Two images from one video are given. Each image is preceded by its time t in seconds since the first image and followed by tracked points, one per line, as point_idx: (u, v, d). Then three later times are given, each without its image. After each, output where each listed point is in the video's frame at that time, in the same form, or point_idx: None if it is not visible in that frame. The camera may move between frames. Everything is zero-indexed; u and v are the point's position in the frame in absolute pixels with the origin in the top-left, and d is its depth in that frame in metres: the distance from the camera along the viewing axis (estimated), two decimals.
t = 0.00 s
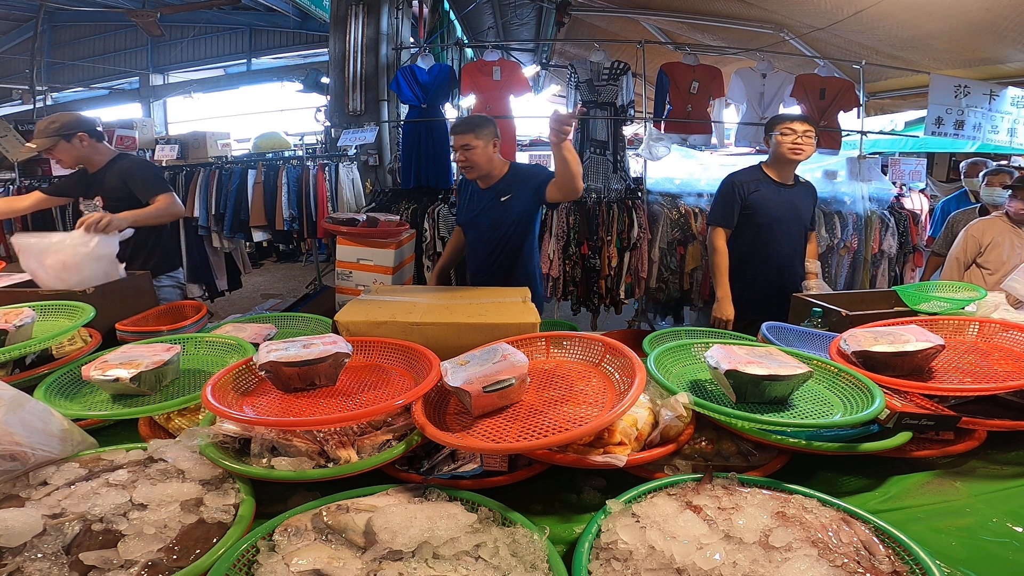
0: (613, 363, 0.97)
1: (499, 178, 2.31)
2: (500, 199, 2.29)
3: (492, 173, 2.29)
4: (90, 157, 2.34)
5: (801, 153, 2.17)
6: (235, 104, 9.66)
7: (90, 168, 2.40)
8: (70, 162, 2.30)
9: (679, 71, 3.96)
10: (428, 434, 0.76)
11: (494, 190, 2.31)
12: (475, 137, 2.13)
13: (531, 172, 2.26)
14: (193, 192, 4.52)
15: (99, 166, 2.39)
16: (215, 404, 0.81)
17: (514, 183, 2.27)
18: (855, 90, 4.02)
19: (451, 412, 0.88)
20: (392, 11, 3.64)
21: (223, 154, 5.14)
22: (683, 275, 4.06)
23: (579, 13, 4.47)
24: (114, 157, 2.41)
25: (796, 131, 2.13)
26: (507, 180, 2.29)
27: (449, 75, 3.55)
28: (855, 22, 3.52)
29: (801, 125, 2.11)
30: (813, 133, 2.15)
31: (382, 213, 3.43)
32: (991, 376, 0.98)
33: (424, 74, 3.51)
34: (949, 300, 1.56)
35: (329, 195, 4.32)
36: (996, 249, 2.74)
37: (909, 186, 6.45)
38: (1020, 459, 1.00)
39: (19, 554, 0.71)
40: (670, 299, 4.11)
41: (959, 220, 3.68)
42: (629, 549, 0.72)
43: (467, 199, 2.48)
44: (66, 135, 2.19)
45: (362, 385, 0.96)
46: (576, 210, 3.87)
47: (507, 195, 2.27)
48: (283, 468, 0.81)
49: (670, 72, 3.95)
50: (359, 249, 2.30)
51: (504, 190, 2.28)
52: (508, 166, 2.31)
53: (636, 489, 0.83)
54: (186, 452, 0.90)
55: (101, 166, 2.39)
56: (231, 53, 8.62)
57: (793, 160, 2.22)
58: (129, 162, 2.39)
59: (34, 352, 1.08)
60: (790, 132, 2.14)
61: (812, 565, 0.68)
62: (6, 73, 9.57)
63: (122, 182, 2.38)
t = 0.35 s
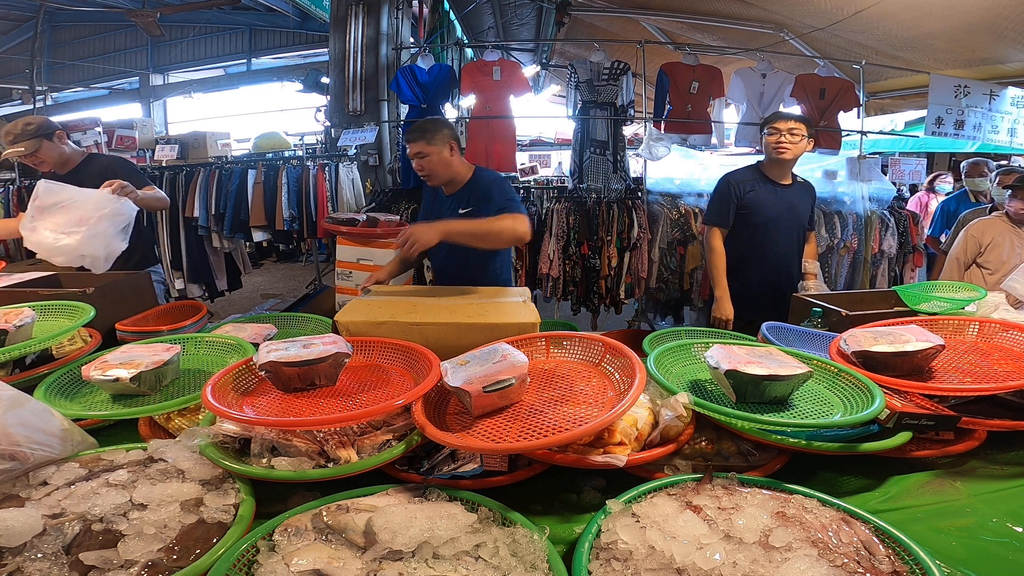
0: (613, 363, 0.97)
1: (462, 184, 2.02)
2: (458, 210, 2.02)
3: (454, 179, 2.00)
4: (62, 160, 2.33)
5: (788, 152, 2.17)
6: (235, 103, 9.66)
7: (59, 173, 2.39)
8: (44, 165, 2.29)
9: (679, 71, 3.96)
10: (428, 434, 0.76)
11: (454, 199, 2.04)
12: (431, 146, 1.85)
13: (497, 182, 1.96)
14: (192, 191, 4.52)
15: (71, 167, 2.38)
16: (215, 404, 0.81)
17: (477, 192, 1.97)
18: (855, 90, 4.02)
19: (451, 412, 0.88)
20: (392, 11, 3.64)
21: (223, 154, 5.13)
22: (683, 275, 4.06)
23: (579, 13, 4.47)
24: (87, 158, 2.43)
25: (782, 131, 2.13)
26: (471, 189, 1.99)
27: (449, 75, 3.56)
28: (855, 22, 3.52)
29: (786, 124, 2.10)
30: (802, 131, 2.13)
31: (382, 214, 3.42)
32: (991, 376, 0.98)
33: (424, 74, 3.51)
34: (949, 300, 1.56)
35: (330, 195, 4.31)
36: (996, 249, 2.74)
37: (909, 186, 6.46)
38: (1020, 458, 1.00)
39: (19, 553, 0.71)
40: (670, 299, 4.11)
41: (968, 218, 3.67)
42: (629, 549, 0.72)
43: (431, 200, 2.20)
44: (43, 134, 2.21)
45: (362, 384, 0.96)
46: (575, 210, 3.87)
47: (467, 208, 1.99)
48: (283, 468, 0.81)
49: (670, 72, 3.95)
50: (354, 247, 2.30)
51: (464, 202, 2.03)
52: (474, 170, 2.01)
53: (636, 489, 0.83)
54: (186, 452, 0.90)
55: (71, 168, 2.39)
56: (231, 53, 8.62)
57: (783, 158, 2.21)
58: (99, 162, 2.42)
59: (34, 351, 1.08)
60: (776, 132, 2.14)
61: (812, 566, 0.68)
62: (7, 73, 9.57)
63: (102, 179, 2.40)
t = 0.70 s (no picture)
0: (613, 363, 0.97)
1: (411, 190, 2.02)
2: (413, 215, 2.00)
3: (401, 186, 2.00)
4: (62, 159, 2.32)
5: (781, 151, 2.16)
6: (235, 103, 9.66)
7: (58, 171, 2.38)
8: (45, 163, 2.28)
9: (679, 71, 3.96)
10: (428, 434, 0.76)
11: (405, 207, 2.04)
12: (371, 153, 1.85)
13: (447, 181, 1.96)
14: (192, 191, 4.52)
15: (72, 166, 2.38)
16: (215, 404, 0.81)
17: (426, 195, 1.97)
18: (855, 90, 4.02)
19: (451, 412, 0.88)
20: (392, 11, 3.62)
21: (223, 154, 5.13)
22: (683, 275, 4.06)
23: (579, 13, 4.46)
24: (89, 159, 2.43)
25: (775, 130, 2.12)
26: (421, 193, 1.99)
27: (449, 75, 3.57)
28: (855, 22, 3.52)
29: (779, 123, 2.10)
30: (794, 130, 2.12)
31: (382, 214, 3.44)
32: (991, 376, 0.98)
33: (424, 74, 3.53)
34: (949, 300, 1.56)
35: (330, 195, 4.36)
36: (996, 249, 2.74)
37: (909, 186, 6.46)
38: (1020, 458, 1.00)
39: (19, 554, 0.71)
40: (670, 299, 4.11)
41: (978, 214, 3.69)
42: (629, 549, 0.72)
43: (384, 214, 2.19)
44: (49, 133, 2.21)
45: (362, 385, 0.96)
46: (576, 210, 3.87)
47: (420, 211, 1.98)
48: (283, 468, 0.81)
49: (670, 72, 3.95)
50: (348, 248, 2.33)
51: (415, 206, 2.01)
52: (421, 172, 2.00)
53: (636, 490, 0.83)
54: (187, 452, 0.90)
55: (72, 168, 2.39)
56: (231, 53, 8.62)
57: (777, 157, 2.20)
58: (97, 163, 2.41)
59: (34, 351, 1.08)
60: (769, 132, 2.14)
61: (812, 566, 0.68)
62: (7, 73, 9.57)
63: (105, 180, 2.41)
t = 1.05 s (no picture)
0: (613, 363, 0.97)
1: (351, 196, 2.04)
2: (360, 221, 2.04)
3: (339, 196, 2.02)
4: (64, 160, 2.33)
5: (778, 150, 2.16)
6: (235, 104, 9.66)
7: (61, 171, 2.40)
8: (48, 164, 2.29)
9: (679, 71, 3.96)
10: (428, 434, 0.76)
11: (350, 215, 2.07)
12: (305, 169, 1.85)
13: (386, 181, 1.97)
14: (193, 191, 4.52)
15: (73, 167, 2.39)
16: (215, 404, 0.81)
17: (368, 200, 2.01)
18: (855, 90, 4.02)
19: (451, 412, 0.88)
20: (392, 11, 3.61)
21: (223, 155, 5.13)
22: (683, 275, 4.06)
23: (579, 13, 4.46)
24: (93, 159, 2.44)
25: (771, 130, 2.13)
26: (363, 198, 2.02)
27: (449, 75, 3.59)
28: (855, 22, 3.52)
29: (775, 123, 2.11)
30: (789, 129, 2.11)
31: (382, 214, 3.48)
32: (991, 376, 0.98)
33: (424, 74, 3.53)
34: (948, 300, 1.56)
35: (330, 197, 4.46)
36: (996, 249, 2.74)
37: (909, 186, 6.46)
38: (1021, 458, 1.00)
39: (19, 554, 0.71)
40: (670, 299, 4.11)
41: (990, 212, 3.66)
42: (629, 549, 0.72)
43: (328, 224, 2.20)
44: (50, 135, 2.22)
45: (362, 385, 0.96)
46: (576, 210, 3.87)
47: (367, 216, 2.02)
48: (283, 468, 0.81)
49: (670, 73, 3.95)
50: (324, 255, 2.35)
51: (360, 211, 2.03)
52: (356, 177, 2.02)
53: (636, 490, 0.83)
54: (187, 452, 0.90)
55: (76, 168, 2.40)
56: (231, 53, 8.62)
57: (773, 155, 2.19)
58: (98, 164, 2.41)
59: (34, 351, 1.08)
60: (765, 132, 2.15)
61: (812, 565, 0.68)
62: (7, 73, 9.58)
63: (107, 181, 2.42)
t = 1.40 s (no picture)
0: (613, 363, 0.97)
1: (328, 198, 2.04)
2: (339, 221, 2.05)
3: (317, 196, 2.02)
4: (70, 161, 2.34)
5: (777, 150, 2.16)
6: (235, 104, 9.66)
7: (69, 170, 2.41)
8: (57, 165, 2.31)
9: (679, 71, 3.96)
10: (428, 434, 0.76)
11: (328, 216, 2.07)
12: (284, 169, 1.83)
13: (365, 181, 1.98)
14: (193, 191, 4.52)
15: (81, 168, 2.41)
16: (215, 405, 0.81)
17: (348, 199, 2.01)
18: (855, 90, 4.02)
19: (451, 412, 0.88)
20: (392, 10, 3.61)
21: (223, 154, 5.13)
22: (683, 275, 4.06)
23: (579, 13, 4.46)
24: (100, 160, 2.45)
25: (773, 131, 2.13)
26: (343, 198, 2.02)
27: (449, 75, 3.58)
28: (855, 22, 3.52)
29: (774, 123, 2.11)
30: (790, 129, 2.11)
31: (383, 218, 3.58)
32: (991, 376, 0.98)
33: (424, 74, 3.53)
34: (949, 300, 1.56)
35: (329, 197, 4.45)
36: (996, 248, 2.74)
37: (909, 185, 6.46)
38: (1021, 459, 1.00)
39: (19, 554, 0.71)
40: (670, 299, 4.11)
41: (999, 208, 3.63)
42: (629, 549, 0.72)
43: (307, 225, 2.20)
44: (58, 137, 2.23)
45: (362, 385, 0.96)
46: (576, 210, 3.87)
47: (347, 216, 2.02)
48: (283, 468, 0.81)
49: (670, 73, 3.95)
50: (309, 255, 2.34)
51: (340, 211, 2.04)
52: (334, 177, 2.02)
53: (636, 489, 0.83)
54: (187, 452, 0.90)
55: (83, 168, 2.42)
56: (231, 53, 8.63)
57: (773, 155, 2.18)
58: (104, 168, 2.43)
59: (35, 351, 1.08)
60: (766, 132, 2.15)
61: (812, 565, 0.68)
62: (7, 73, 9.57)
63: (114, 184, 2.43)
